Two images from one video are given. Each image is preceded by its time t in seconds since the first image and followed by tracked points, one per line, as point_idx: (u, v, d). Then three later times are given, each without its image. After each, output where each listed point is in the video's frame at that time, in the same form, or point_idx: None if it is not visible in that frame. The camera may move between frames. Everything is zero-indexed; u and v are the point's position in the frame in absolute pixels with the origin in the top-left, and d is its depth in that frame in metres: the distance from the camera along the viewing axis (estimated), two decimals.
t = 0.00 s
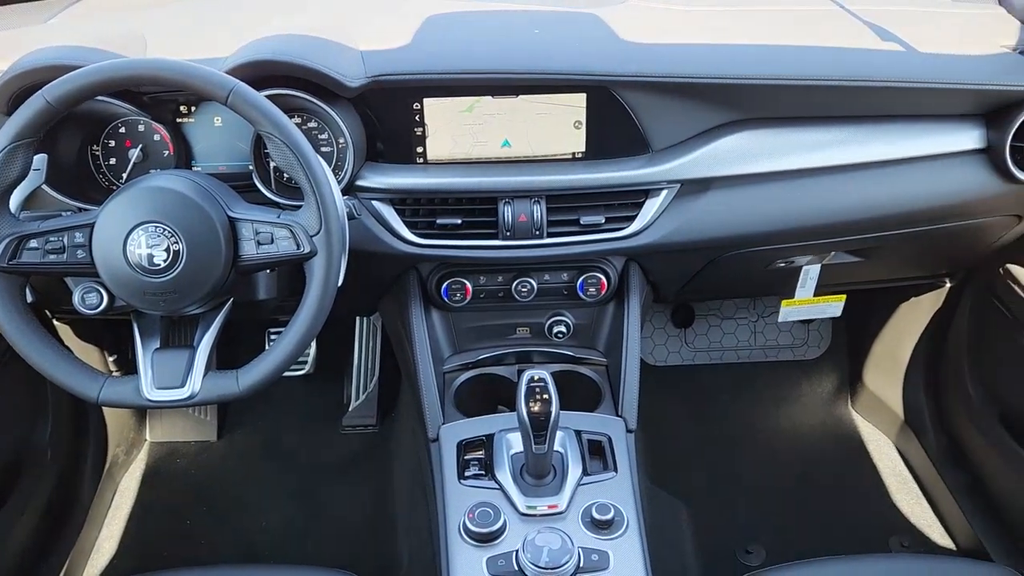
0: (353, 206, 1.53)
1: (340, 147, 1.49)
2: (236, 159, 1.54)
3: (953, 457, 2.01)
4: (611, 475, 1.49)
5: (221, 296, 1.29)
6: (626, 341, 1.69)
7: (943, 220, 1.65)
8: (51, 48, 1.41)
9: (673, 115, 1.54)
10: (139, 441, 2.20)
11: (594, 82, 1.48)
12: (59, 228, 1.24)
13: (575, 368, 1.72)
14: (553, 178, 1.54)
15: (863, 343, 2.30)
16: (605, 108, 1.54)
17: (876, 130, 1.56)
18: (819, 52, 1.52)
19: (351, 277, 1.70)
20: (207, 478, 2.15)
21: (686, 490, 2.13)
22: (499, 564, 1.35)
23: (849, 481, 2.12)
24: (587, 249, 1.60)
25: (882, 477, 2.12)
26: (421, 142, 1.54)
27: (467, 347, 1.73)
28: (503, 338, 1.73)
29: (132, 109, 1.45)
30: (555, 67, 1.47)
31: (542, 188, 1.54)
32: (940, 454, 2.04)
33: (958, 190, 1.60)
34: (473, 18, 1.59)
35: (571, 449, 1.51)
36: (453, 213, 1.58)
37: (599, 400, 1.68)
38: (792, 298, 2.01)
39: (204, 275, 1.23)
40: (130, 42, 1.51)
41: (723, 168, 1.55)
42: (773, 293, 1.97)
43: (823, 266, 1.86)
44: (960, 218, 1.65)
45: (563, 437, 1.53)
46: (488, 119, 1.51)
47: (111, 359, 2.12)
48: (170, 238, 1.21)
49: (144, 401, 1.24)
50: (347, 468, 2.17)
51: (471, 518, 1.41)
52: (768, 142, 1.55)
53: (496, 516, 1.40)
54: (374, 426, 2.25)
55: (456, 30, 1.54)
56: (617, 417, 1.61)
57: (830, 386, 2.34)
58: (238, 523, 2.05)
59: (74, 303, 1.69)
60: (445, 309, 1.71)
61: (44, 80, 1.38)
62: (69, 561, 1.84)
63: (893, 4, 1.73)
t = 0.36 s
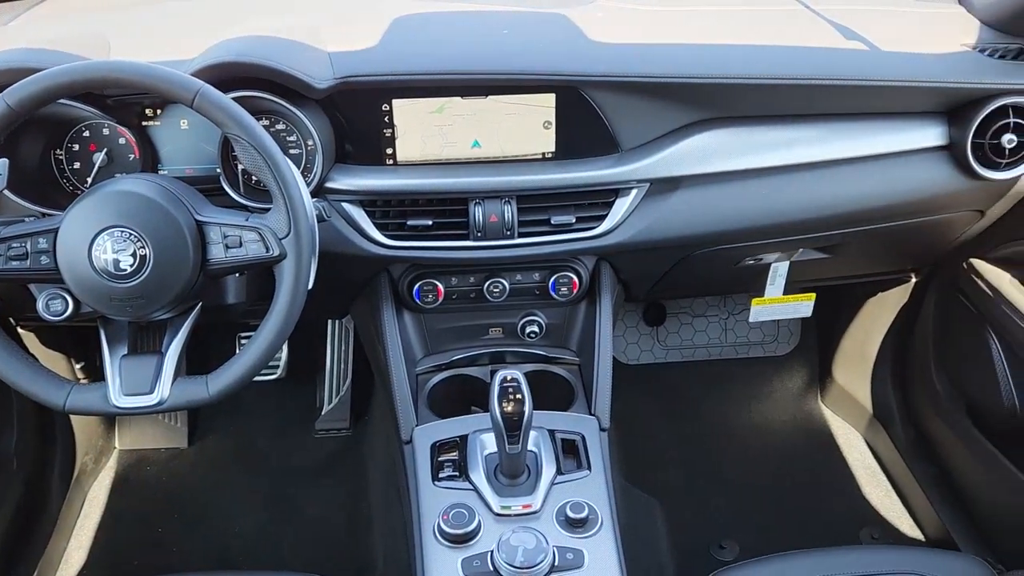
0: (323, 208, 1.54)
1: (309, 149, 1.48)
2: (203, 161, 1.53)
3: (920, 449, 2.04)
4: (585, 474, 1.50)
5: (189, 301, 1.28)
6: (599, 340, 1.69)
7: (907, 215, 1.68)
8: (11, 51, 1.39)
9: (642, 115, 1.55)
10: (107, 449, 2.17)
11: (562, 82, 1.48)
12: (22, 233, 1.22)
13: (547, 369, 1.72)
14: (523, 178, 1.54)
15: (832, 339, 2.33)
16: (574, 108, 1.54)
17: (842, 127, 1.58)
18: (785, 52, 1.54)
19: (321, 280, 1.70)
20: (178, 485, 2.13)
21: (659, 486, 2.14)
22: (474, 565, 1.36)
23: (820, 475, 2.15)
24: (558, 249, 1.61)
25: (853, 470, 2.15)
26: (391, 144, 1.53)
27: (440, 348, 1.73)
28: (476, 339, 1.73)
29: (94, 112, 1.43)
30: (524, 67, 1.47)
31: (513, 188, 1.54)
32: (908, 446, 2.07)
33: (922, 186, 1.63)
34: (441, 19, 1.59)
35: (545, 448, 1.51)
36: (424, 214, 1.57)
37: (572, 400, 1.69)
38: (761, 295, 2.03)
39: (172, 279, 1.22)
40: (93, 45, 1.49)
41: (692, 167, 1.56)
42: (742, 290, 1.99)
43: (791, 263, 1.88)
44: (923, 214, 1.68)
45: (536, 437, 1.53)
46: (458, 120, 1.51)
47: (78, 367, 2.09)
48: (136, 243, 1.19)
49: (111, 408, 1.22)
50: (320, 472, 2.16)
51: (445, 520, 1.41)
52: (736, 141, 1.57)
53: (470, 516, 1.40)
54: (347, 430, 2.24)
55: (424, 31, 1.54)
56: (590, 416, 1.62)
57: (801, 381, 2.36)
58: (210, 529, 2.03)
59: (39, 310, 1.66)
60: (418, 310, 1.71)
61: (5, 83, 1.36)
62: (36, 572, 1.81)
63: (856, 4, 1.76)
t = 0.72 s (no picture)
0: (289, 211, 1.53)
1: (274, 151, 1.46)
2: (166, 165, 1.51)
3: (885, 440, 2.08)
4: (557, 472, 1.50)
5: (153, 306, 1.26)
6: (568, 339, 1.70)
7: (869, 211, 1.71)
8: None
9: (608, 114, 1.55)
10: (72, 458, 2.13)
11: (528, 82, 1.49)
12: None
13: (518, 368, 1.72)
14: (491, 178, 1.54)
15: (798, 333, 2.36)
16: (541, 108, 1.54)
17: (805, 125, 1.60)
18: (748, 50, 1.56)
19: (288, 283, 1.68)
20: (145, 493, 2.10)
21: (630, 483, 2.15)
22: (447, 565, 1.36)
23: (788, 468, 2.18)
24: (526, 249, 1.61)
25: (820, 463, 2.18)
26: (357, 145, 1.53)
27: (410, 350, 1.72)
28: (445, 340, 1.73)
29: (53, 115, 1.41)
30: (489, 67, 1.47)
31: (480, 188, 1.54)
32: (873, 438, 2.10)
33: (883, 182, 1.65)
34: (405, 19, 1.58)
35: (517, 448, 1.52)
36: (391, 216, 1.57)
37: (543, 399, 1.69)
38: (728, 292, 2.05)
39: (136, 284, 1.20)
40: (51, 48, 1.46)
41: (657, 166, 1.58)
42: (709, 287, 2.00)
43: (756, 260, 1.90)
44: (885, 209, 1.71)
45: (508, 436, 1.53)
46: (424, 121, 1.51)
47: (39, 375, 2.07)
48: (99, 248, 1.18)
49: (76, 416, 1.21)
50: (290, 476, 2.14)
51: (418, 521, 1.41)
52: (702, 139, 1.58)
53: (443, 517, 1.40)
54: (318, 434, 2.22)
55: (389, 31, 1.53)
56: (561, 415, 1.62)
57: (768, 376, 2.39)
58: (179, 537, 2.01)
59: None
60: (387, 312, 1.70)
61: None
62: None
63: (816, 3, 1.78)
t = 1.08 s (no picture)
0: (254, 213, 1.52)
1: (238, 153, 1.45)
2: (129, 168, 1.49)
3: (851, 433, 2.11)
4: (528, 472, 1.51)
5: (117, 312, 1.24)
6: (537, 338, 1.70)
7: (832, 208, 1.73)
8: None
9: (575, 114, 1.56)
10: (34, 469, 2.09)
11: (494, 82, 1.49)
12: None
13: (488, 368, 1.73)
14: (458, 178, 1.54)
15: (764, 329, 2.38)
16: (507, 109, 1.54)
17: (769, 123, 1.62)
18: (712, 50, 1.57)
19: (254, 287, 1.67)
20: (111, 502, 2.07)
21: (602, 481, 2.16)
22: (420, 567, 1.35)
23: (756, 462, 2.20)
24: (494, 249, 1.61)
25: (787, 457, 2.20)
26: (323, 147, 1.51)
27: (378, 352, 1.72)
28: (414, 342, 1.73)
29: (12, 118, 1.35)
30: (456, 68, 1.47)
31: (447, 189, 1.54)
32: (839, 431, 2.13)
33: (845, 179, 1.68)
34: (370, 20, 1.57)
35: (488, 448, 1.52)
36: (358, 217, 1.56)
37: (514, 400, 1.69)
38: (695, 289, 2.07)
39: (99, 289, 1.18)
40: (7, 50, 1.43)
41: (624, 165, 1.58)
42: (677, 285, 2.02)
43: (723, 257, 1.92)
44: (847, 205, 1.73)
45: (479, 437, 1.53)
46: (390, 122, 1.50)
47: None
48: (59, 253, 1.16)
49: (38, 425, 1.18)
50: (259, 482, 2.12)
51: (389, 524, 1.40)
52: (667, 138, 1.59)
53: (415, 519, 1.39)
54: (287, 439, 2.20)
55: (352, 32, 1.53)
56: (532, 415, 1.63)
57: (735, 372, 2.41)
58: (147, 546, 1.98)
59: None
60: (355, 315, 1.69)
61: None
62: None
63: (777, 3, 1.80)
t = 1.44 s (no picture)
0: (218, 215, 1.50)
1: (201, 155, 1.43)
2: (88, 171, 1.46)
3: (817, 425, 2.14)
4: (500, 471, 1.51)
5: (78, 317, 1.23)
6: (506, 338, 1.70)
7: (795, 203, 1.75)
8: None
9: (541, 113, 1.56)
10: None
11: (460, 81, 1.49)
12: None
13: (458, 368, 1.72)
14: (425, 178, 1.54)
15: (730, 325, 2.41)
16: (473, 108, 1.54)
17: (732, 121, 1.63)
18: (675, 48, 1.58)
19: (219, 291, 1.65)
20: (75, 512, 2.03)
21: (573, 478, 2.17)
22: (392, 569, 1.35)
23: (725, 457, 2.22)
24: (462, 248, 1.61)
25: (755, 450, 2.23)
26: (287, 148, 1.50)
27: (347, 354, 1.71)
28: (383, 342, 1.72)
29: None
30: (421, 67, 1.46)
31: (414, 189, 1.54)
32: (805, 424, 2.16)
33: (807, 175, 1.70)
34: (333, 19, 1.56)
35: (459, 448, 1.51)
36: (324, 218, 1.55)
37: (484, 399, 1.69)
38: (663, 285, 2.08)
39: (59, 295, 1.17)
40: None
41: (591, 163, 1.59)
42: (644, 282, 2.03)
43: (689, 254, 1.94)
44: (810, 201, 1.76)
45: (449, 437, 1.53)
46: (355, 122, 1.49)
47: None
48: (18, 259, 1.14)
49: None
50: (228, 487, 2.09)
51: (361, 526, 1.39)
52: (633, 136, 1.60)
53: (387, 521, 1.39)
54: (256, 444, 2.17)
55: (315, 32, 1.51)
56: (502, 413, 1.63)
57: (703, 367, 2.43)
58: (113, 556, 1.95)
59: None
60: (323, 316, 1.68)
61: None
62: None
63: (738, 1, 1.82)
